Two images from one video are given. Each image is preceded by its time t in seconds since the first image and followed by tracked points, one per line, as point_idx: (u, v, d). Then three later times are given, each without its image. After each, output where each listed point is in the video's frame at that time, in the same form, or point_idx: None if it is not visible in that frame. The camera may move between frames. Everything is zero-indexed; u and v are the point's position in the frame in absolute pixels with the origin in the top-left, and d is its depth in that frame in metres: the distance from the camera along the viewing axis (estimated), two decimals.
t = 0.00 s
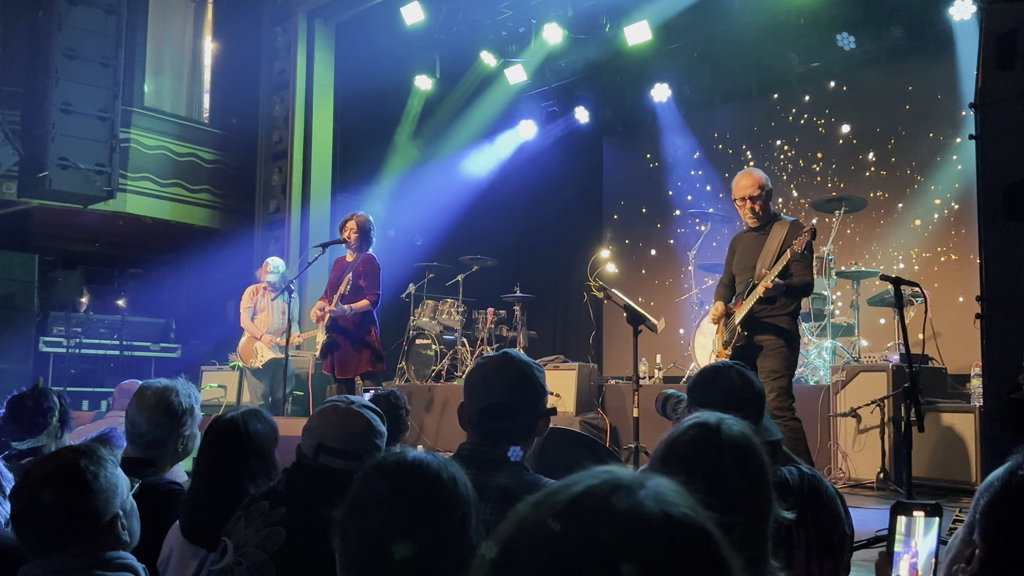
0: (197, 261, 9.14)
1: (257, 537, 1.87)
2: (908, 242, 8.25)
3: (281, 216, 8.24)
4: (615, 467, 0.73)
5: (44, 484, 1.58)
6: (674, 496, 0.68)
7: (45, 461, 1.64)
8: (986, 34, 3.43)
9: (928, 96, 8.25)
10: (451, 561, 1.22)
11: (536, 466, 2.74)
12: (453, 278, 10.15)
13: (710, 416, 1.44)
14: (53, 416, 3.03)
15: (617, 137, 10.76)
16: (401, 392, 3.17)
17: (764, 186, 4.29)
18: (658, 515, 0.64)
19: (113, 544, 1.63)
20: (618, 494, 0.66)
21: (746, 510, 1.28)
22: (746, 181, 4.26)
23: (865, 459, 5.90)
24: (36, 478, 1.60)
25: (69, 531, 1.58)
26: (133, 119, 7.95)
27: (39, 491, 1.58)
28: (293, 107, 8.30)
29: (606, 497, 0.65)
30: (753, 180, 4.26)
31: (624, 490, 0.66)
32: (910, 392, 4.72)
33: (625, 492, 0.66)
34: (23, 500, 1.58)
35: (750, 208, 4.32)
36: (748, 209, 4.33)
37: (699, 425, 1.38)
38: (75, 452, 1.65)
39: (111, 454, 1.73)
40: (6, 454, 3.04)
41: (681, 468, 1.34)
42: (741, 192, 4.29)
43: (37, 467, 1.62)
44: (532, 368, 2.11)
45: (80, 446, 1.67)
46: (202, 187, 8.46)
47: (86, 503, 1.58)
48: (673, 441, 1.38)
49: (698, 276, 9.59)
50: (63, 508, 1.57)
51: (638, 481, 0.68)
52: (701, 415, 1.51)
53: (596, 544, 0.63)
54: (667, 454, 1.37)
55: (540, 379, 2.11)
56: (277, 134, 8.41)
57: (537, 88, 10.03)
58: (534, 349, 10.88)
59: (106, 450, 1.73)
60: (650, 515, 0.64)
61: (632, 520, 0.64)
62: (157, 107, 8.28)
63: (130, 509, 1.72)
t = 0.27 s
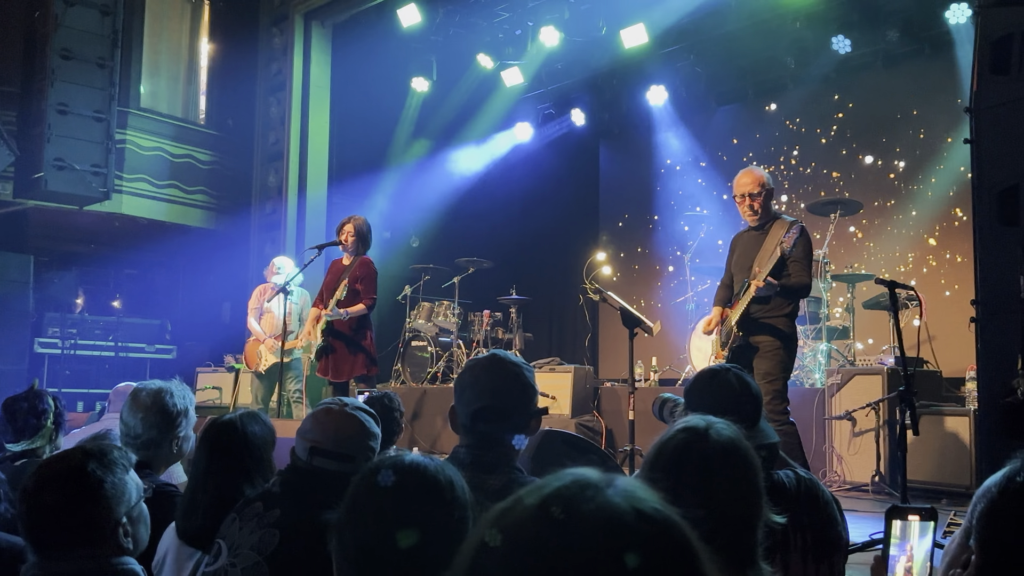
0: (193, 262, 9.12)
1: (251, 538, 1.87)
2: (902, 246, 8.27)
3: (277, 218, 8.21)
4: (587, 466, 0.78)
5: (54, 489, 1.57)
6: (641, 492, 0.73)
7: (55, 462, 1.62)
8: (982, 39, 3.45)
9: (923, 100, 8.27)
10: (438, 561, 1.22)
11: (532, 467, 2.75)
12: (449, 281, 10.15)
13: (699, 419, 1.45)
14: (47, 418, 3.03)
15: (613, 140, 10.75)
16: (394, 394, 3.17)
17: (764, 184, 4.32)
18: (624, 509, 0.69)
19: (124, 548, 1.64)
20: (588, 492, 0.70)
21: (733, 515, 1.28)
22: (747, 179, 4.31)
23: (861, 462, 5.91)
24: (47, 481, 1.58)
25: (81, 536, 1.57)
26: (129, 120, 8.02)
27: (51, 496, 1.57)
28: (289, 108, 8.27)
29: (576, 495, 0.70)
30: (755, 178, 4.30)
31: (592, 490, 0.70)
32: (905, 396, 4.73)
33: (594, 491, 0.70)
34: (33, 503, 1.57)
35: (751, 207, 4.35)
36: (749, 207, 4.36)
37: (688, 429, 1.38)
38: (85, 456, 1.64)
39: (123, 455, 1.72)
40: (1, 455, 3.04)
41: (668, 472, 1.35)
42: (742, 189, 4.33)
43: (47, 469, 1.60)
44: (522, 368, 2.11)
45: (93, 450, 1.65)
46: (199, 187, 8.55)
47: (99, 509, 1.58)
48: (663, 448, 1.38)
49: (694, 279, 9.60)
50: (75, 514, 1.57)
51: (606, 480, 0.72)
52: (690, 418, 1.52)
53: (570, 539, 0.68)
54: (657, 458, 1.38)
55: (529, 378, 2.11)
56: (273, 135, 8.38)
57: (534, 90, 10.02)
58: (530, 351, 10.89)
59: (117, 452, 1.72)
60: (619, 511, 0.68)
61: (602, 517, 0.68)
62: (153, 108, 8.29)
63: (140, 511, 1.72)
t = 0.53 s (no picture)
0: (190, 265, 9.11)
1: (248, 543, 1.86)
2: (898, 250, 8.29)
3: (274, 221, 8.16)
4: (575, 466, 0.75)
5: (86, 490, 1.58)
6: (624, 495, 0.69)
7: (89, 463, 1.63)
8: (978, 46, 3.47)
9: (919, 105, 8.29)
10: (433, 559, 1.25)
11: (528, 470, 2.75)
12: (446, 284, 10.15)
13: (687, 424, 1.44)
14: (42, 422, 3.02)
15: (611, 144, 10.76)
16: (391, 397, 3.18)
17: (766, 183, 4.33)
18: (606, 513, 0.65)
19: (150, 556, 1.63)
20: (570, 495, 0.66)
21: (718, 517, 1.30)
22: (751, 179, 4.34)
23: (856, 466, 5.92)
24: (81, 481, 1.59)
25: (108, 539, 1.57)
26: (127, 123, 8.00)
27: (84, 496, 1.58)
28: (287, 111, 8.25)
29: (557, 499, 0.66)
30: (761, 175, 4.32)
31: (574, 492, 0.67)
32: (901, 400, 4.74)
33: (577, 494, 0.67)
34: (64, 503, 1.57)
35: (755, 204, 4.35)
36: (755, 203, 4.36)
37: (675, 434, 1.37)
38: (120, 460, 1.65)
39: (160, 463, 1.72)
40: None
41: (655, 477, 1.35)
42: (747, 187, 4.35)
43: (82, 470, 1.61)
44: (524, 374, 2.12)
45: (130, 455, 1.66)
46: (195, 191, 8.51)
47: (132, 513, 1.59)
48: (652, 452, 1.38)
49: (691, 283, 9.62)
50: (105, 516, 1.57)
51: (589, 481, 0.69)
52: (678, 421, 1.51)
53: (544, 544, 0.64)
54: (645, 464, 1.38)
55: (534, 386, 2.12)
56: (270, 138, 8.37)
57: (531, 94, 10.02)
58: (527, 355, 10.89)
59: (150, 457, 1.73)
60: (600, 513, 0.65)
61: (580, 520, 0.64)
62: (150, 110, 8.29)
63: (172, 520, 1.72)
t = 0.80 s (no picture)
0: (186, 267, 9.10)
1: (245, 544, 1.87)
2: (893, 254, 8.31)
3: (270, 222, 8.19)
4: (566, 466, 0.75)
5: (115, 496, 1.59)
6: (612, 496, 0.69)
7: (121, 467, 1.64)
8: (973, 52, 3.50)
9: (915, 109, 8.31)
10: (426, 552, 1.32)
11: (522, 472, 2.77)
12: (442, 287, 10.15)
13: (672, 426, 1.44)
14: (36, 425, 2.97)
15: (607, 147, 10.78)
16: (388, 399, 3.18)
17: (762, 184, 4.37)
18: (592, 514, 0.65)
19: (172, 565, 1.64)
20: (560, 498, 0.66)
21: (708, 520, 1.30)
22: (745, 183, 4.39)
23: (852, 470, 5.93)
24: (111, 487, 1.60)
25: (135, 547, 1.59)
26: (123, 124, 7.96)
27: (115, 502, 1.59)
28: (283, 113, 8.26)
29: (545, 500, 0.66)
30: (764, 177, 4.36)
31: (562, 493, 0.67)
32: (897, 403, 4.75)
33: (565, 496, 0.66)
34: (94, 507, 1.59)
35: (761, 206, 4.38)
36: (760, 204, 4.39)
37: (659, 436, 1.38)
38: (150, 467, 1.65)
39: (191, 471, 1.72)
40: None
41: (642, 479, 1.35)
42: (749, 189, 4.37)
43: (114, 475, 1.62)
44: (518, 374, 2.13)
45: (161, 463, 1.66)
46: (192, 192, 8.48)
47: (160, 522, 1.61)
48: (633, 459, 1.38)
49: (688, 286, 9.63)
50: (134, 523, 1.59)
51: (578, 483, 0.68)
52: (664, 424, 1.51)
53: (529, 547, 0.64)
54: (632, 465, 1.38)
55: (527, 385, 2.12)
56: (267, 140, 8.35)
57: (529, 97, 10.04)
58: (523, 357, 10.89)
59: (180, 461, 1.73)
60: (589, 515, 0.65)
61: (566, 522, 0.64)
62: (147, 111, 8.26)
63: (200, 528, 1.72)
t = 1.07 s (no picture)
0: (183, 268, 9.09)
1: (241, 545, 1.86)
2: (890, 256, 8.32)
3: (267, 224, 8.19)
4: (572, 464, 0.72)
5: (123, 497, 1.60)
6: (615, 500, 0.67)
7: (132, 468, 1.65)
8: (970, 54, 3.50)
9: (912, 111, 8.31)
10: (418, 560, 1.26)
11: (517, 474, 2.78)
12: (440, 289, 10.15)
13: (665, 428, 1.45)
14: (34, 424, 2.97)
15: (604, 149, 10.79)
16: (385, 401, 3.18)
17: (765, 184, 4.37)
18: (593, 520, 0.63)
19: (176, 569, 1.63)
20: (562, 503, 0.64)
21: (703, 520, 1.29)
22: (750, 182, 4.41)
23: (849, 472, 5.93)
24: (121, 487, 1.61)
25: (141, 548, 1.58)
26: (121, 125, 7.94)
27: (123, 504, 1.59)
28: (281, 114, 8.26)
29: (546, 504, 0.63)
30: (766, 175, 4.36)
31: (566, 498, 0.64)
32: (893, 406, 4.76)
33: (566, 501, 0.64)
34: (103, 508, 1.60)
35: (763, 204, 4.39)
36: (762, 204, 4.40)
37: (650, 439, 1.38)
38: (160, 468, 1.65)
39: (200, 473, 1.71)
40: None
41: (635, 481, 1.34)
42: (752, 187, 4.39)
43: (125, 476, 1.63)
44: (516, 374, 2.12)
45: (171, 465, 1.66)
46: (189, 193, 8.51)
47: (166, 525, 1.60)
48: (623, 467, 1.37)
49: (685, 288, 9.63)
50: (141, 525, 1.58)
51: (582, 486, 0.66)
52: (649, 428, 1.52)
53: (533, 553, 0.61)
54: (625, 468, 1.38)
55: (524, 385, 2.12)
56: (264, 141, 8.34)
57: (526, 99, 10.06)
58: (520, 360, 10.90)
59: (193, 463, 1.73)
60: (592, 520, 0.62)
61: (569, 526, 0.62)
62: (144, 112, 8.26)
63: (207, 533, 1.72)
